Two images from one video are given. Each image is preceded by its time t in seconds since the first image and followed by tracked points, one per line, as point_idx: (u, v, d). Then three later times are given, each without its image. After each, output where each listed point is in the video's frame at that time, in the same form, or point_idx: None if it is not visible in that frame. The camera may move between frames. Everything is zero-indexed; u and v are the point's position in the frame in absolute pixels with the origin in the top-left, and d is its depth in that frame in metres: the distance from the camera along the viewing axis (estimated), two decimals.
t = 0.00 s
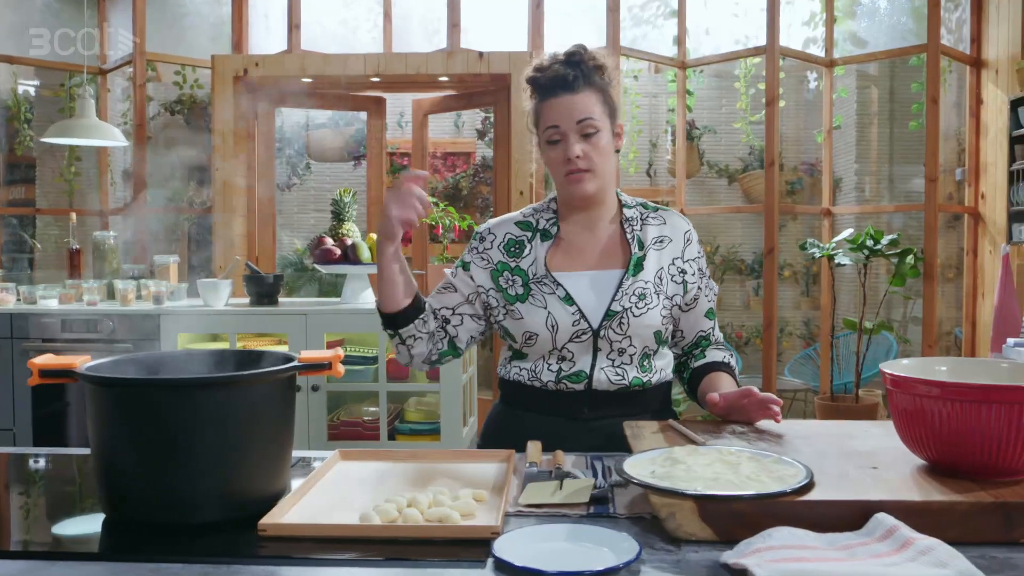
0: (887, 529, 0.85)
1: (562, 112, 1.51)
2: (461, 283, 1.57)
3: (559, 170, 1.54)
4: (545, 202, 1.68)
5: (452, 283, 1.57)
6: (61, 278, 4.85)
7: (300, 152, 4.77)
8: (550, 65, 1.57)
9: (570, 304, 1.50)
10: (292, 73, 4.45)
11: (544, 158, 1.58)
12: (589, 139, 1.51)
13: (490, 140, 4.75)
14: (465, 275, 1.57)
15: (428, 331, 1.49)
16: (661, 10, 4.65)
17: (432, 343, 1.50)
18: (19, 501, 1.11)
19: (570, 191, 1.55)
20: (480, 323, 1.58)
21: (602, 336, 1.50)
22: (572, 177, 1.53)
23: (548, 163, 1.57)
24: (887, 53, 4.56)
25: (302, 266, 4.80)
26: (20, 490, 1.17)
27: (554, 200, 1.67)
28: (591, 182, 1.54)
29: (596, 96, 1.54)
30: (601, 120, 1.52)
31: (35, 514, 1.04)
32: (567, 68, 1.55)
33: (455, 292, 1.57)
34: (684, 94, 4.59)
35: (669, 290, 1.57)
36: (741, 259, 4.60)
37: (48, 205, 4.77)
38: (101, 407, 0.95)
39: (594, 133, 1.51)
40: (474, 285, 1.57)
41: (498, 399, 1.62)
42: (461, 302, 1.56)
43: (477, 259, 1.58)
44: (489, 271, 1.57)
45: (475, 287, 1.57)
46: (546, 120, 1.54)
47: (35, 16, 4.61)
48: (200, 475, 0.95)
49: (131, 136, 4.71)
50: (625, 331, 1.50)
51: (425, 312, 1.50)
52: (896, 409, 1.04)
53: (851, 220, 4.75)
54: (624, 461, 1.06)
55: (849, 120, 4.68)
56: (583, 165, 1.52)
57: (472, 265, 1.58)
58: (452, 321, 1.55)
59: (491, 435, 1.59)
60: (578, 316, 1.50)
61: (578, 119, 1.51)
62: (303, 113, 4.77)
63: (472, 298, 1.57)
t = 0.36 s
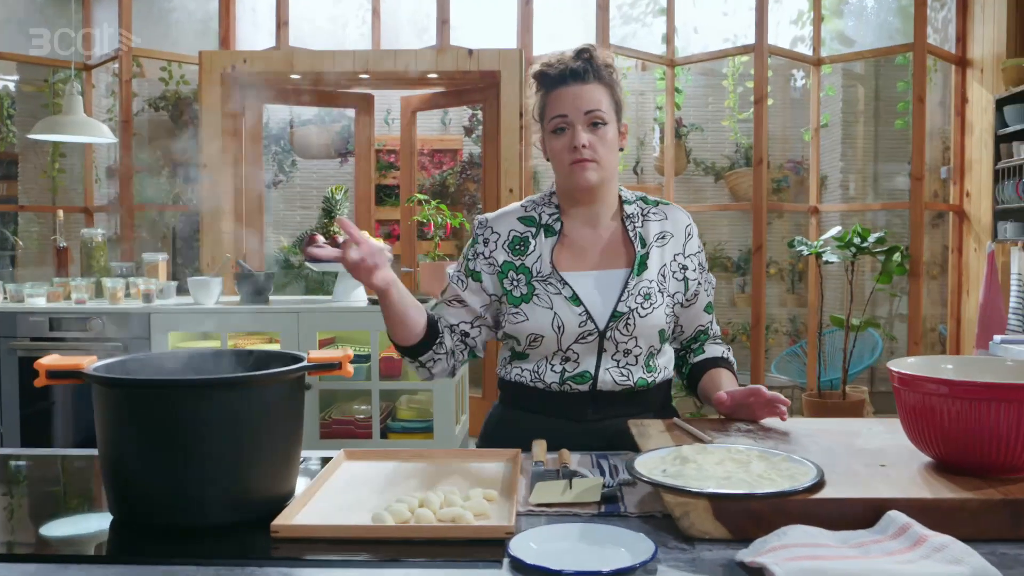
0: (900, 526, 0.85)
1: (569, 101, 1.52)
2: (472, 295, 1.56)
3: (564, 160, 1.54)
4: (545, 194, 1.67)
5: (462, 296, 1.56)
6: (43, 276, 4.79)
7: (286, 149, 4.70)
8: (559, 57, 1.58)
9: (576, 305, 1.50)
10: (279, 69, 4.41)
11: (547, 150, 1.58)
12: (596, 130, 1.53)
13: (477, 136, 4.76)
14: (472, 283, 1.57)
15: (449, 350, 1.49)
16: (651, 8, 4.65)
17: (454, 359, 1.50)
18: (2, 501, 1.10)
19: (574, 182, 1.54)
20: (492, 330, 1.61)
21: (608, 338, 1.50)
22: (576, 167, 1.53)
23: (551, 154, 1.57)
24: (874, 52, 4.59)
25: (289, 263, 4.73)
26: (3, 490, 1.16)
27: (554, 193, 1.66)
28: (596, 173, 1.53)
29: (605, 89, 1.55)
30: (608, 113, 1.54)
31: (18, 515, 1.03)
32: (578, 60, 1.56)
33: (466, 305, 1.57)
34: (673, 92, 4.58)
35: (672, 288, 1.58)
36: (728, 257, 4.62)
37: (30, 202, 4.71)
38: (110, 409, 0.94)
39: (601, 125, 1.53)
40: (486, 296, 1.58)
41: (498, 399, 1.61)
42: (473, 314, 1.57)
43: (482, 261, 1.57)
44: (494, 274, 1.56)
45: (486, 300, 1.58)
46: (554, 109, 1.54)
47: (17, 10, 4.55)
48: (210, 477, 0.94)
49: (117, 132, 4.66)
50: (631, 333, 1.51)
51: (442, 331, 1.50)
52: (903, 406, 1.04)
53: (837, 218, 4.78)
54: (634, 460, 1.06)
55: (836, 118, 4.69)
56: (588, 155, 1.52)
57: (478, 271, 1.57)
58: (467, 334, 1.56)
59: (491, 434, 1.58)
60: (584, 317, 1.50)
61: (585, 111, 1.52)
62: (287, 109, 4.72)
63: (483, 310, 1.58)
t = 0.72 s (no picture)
0: (902, 525, 0.86)
1: (567, 103, 1.52)
2: (468, 313, 1.56)
3: (558, 162, 1.54)
4: (534, 202, 1.67)
5: (460, 315, 1.56)
6: (22, 275, 4.73)
7: (267, 148, 4.72)
8: (559, 56, 1.58)
9: (567, 311, 1.50)
10: (262, 68, 4.38)
11: (540, 150, 1.58)
12: (592, 135, 1.53)
13: (460, 136, 4.76)
14: (467, 301, 1.56)
15: (463, 370, 1.51)
16: (635, 8, 4.66)
17: (471, 379, 1.52)
18: None
19: (566, 187, 1.54)
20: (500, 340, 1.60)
21: (601, 341, 1.50)
22: (570, 171, 1.53)
23: (543, 155, 1.57)
24: (856, 53, 4.64)
25: (271, 263, 4.74)
26: None
27: (544, 198, 1.66)
28: (589, 178, 1.53)
29: (602, 93, 1.55)
30: (604, 118, 1.54)
31: None
32: (578, 61, 1.56)
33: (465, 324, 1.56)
34: (657, 93, 4.59)
35: (664, 291, 1.58)
36: (710, 256, 4.64)
37: (9, 200, 4.66)
38: (112, 411, 0.93)
39: (597, 130, 1.53)
40: (481, 310, 1.56)
41: (491, 401, 1.61)
42: (474, 331, 1.56)
43: (469, 277, 1.58)
44: (484, 288, 1.55)
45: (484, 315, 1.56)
46: (550, 110, 1.54)
47: None
48: (214, 479, 0.94)
49: (98, 130, 4.62)
50: (623, 336, 1.51)
51: (453, 353, 1.51)
52: (902, 406, 1.05)
53: (818, 218, 4.82)
54: (635, 461, 1.07)
55: (818, 119, 4.73)
56: (582, 159, 1.52)
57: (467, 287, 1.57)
58: (476, 353, 1.56)
59: (485, 436, 1.58)
60: (576, 322, 1.50)
61: (582, 114, 1.53)
62: (269, 108, 4.70)
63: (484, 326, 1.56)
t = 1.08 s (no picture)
0: (899, 523, 0.87)
1: (537, 111, 1.53)
2: (451, 292, 1.58)
3: (535, 168, 1.55)
4: (530, 196, 1.66)
5: (442, 293, 1.58)
6: None
7: (248, 148, 4.67)
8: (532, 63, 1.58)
9: (563, 307, 1.50)
10: (243, 67, 4.33)
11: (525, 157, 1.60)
12: (564, 136, 1.53)
13: (441, 136, 4.76)
14: (453, 281, 1.59)
15: (433, 348, 1.53)
16: (617, 9, 4.68)
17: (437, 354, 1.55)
18: None
19: (548, 190, 1.55)
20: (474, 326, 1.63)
21: (594, 339, 1.50)
22: (547, 174, 1.54)
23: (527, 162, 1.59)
24: (835, 55, 4.68)
25: (250, 263, 4.73)
26: None
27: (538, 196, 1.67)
28: (567, 179, 1.54)
29: (572, 94, 1.54)
30: (576, 118, 1.54)
31: None
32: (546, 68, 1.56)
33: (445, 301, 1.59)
34: (638, 94, 4.60)
35: (657, 291, 1.59)
36: (691, 256, 4.67)
37: None
38: (108, 414, 0.92)
39: (570, 130, 1.53)
40: (464, 294, 1.59)
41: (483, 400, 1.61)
42: (452, 313, 1.59)
43: (465, 262, 1.57)
44: (480, 274, 1.55)
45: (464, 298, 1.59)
46: (523, 119, 1.56)
47: None
48: (212, 481, 0.93)
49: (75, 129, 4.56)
50: (617, 335, 1.51)
51: (430, 330, 1.54)
52: (895, 405, 1.06)
53: (798, 219, 4.86)
54: (632, 460, 1.07)
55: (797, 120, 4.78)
56: (557, 161, 1.53)
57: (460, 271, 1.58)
58: (448, 332, 1.59)
59: (477, 435, 1.58)
60: (571, 319, 1.49)
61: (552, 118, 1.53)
62: (249, 107, 4.67)
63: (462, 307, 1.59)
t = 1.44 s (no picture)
0: (903, 522, 0.87)
1: (541, 107, 1.54)
2: (453, 292, 1.57)
3: (538, 165, 1.55)
4: (530, 192, 1.67)
5: (444, 293, 1.57)
6: None
7: (231, 147, 4.68)
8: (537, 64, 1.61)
9: (563, 309, 1.50)
10: (228, 65, 4.30)
11: (526, 156, 1.60)
12: (569, 133, 1.53)
13: (426, 136, 4.74)
14: (456, 280, 1.57)
15: (438, 352, 1.54)
16: (603, 10, 4.68)
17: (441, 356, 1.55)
18: None
19: (550, 185, 1.54)
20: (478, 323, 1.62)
21: (593, 341, 1.50)
22: (550, 170, 1.53)
23: (528, 160, 1.59)
24: (819, 57, 4.71)
25: (234, 262, 4.71)
26: None
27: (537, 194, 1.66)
28: (570, 175, 1.53)
29: (577, 92, 1.56)
30: (581, 116, 1.54)
31: None
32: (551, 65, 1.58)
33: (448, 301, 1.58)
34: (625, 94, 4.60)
35: (655, 291, 1.59)
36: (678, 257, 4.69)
37: None
38: (109, 417, 0.91)
39: (574, 127, 1.53)
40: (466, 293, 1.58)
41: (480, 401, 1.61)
42: (456, 312, 1.58)
43: (467, 259, 1.57)
44: (483, 271, 1.55)
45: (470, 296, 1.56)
46: (527, 117, 1.56)
47: None
48: (213, 485, 0.92)
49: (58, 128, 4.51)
50: (615, 337, 1.52)
51: (433, 335, 1.54)
52: (894, 405, 1.07)
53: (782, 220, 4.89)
54: (635, 461, 1.08)
55: (782, 121, 4.81)
56: (561, 158, 1.53)
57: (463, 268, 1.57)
58: (453, 332, 1.59)
59: (475, 436, 1.58)
60: (570, 321, 1.50)
61: (557, 115, 1.53)
62: (234, 106, 4.66)
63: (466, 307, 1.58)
